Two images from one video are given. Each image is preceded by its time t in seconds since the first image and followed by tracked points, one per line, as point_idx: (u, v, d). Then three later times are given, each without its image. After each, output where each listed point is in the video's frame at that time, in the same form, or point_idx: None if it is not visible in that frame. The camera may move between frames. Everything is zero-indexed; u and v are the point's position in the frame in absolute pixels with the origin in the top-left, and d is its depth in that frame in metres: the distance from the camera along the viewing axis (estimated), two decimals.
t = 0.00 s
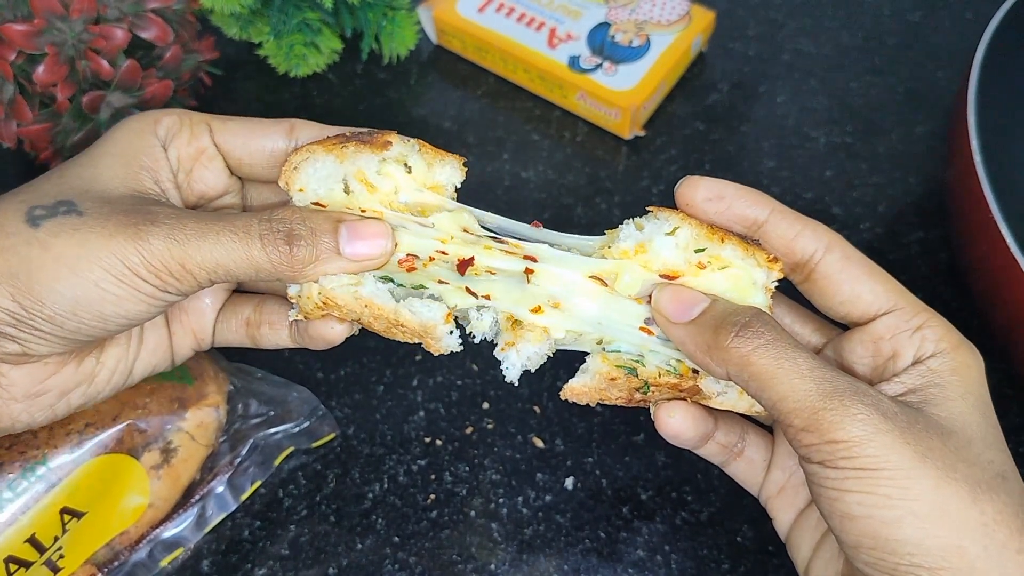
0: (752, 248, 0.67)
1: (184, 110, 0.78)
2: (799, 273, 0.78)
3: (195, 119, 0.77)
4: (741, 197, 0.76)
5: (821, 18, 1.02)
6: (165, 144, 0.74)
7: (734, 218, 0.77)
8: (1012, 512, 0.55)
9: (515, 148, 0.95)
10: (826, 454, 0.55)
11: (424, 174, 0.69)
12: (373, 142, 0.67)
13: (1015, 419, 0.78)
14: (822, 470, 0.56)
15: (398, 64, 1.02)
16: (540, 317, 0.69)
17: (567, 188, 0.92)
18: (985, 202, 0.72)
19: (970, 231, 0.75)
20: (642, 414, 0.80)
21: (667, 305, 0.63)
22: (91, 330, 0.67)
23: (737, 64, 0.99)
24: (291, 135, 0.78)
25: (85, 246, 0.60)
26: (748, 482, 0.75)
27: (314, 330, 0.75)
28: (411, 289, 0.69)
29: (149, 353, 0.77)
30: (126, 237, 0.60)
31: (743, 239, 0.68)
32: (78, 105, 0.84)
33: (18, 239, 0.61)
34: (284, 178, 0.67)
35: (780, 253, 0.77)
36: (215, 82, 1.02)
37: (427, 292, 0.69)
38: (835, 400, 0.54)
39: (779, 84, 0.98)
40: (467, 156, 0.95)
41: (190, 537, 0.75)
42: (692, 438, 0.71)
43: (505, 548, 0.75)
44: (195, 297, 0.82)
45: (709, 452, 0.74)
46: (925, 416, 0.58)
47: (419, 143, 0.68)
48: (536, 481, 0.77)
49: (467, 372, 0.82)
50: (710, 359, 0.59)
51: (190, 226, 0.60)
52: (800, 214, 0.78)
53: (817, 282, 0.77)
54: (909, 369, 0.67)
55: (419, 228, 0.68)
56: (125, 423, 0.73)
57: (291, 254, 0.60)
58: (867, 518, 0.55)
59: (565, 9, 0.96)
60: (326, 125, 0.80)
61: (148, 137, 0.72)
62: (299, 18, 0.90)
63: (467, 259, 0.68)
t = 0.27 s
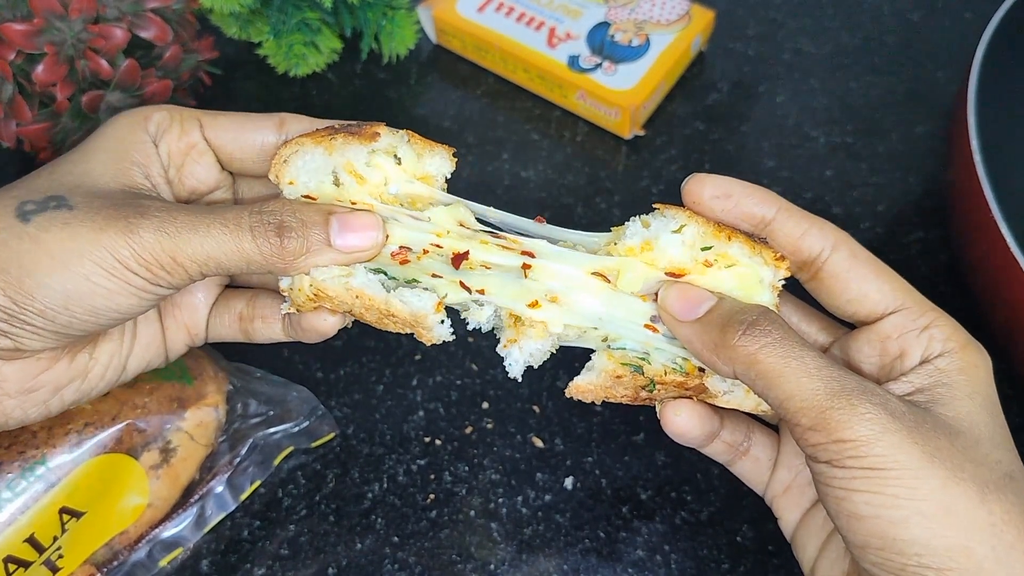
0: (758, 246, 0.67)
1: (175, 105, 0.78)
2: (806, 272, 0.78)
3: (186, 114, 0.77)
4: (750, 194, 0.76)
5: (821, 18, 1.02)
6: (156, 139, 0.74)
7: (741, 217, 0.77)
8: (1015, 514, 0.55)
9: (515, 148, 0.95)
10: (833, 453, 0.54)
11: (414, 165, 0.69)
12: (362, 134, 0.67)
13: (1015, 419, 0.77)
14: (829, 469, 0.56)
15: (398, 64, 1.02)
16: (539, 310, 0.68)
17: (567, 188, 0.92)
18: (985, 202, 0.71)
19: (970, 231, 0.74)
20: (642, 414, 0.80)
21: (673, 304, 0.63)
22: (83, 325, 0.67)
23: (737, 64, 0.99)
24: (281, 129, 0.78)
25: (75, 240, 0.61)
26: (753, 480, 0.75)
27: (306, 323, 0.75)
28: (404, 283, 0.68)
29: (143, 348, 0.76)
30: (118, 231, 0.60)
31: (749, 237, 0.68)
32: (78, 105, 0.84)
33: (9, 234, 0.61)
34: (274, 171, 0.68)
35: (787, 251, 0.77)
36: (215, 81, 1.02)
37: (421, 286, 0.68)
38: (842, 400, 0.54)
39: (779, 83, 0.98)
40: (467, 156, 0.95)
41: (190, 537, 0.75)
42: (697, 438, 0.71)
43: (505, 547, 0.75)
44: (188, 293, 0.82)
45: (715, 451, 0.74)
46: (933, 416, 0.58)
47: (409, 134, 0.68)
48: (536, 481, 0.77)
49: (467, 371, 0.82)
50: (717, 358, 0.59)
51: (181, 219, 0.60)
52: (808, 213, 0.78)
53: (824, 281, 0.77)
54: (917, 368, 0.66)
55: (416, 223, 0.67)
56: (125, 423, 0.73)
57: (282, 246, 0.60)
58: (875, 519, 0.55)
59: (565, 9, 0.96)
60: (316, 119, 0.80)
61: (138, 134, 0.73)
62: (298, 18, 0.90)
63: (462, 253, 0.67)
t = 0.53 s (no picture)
0: (775, 252, 0.67)
1: (173, 108, 0.79)
2: (821, 279, 0.78)
3: (184, 116, 0.77)
4: (766, 201, 0.76)
5: (820, 19, 1.02)
6: (153, 141, 0.74)
7: (757, 223, 0.77)
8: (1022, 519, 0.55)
9: (515, 148, 0.95)
10: (849, 461, 0.54)
11: (410, 167, 0.69)
12: (359, 137, 0.67)
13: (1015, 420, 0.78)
14: (845, 478, 0.56)
15: (398, 64, 1.02)
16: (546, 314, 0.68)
17: (567, 188, 0.92)
18: (985, 203, 0.72)
19: (970, 231, 0.75)
20: (642, 415, 0.80)
21: (689, 309, 0.63)
22: (79, 328, 0.67)
23: (737, 64, 0.99)
24: (279, 131, 0.78)
25: (72, 242, 0.61)
26: (765, 487, 0.75)
27: (303, 325, 0.75)
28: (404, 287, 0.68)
29: (141, 351, 0.77)
30: (114, 233, 0.60)
31: (766, 243, 0.68)
32: (78, 105, 0.84)
33: (7, 236, 0.62)
34: (272, 173, 0.68)
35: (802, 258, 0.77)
36: (215, 82, 1.02)
37: (422, 289, 0.68)
38: (859, 408, 0.54)
39: (779, 84, 0.98)
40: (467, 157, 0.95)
41: (190, 537, 0.75)
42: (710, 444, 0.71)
43: (505, 548, 0.75)
44: (185, 295, 0.82)
45: (729, 457, 0.74)
46: (949, 426, 0.58)
47: (407, 135, 0.68)
48: (536, 481, 0.77)
49: (467, 372, 0.82)
50: (732, 365, 0.59)
51: (178, 222, 0.61)
52: (824, 220, 0.78)
53: (840, 288, 0.77)
54: (933, 377, 0.67)
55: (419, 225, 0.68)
56: (126, 424, 0.73)
57: (280, 249, 0.60)
58: (891, 527, 0.55)
59: (565, 9, 0.96)
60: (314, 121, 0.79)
61: (136, 134, 0.73)
62: (299, 19, 0.90)
63: (464, 256, 0.67)
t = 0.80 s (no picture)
0: (785, 258, 0.66)
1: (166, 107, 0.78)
2: (829, 285, 0.78)
3: (177, 115, 0.76)
4: (775, 206, 0.75)
5: (820, 18, 1.02)
6: (146, 142, 0.74)
7: (765, 228, 0.76)
8: None
9: (515, 148, 0.95)
10: (859, 469, 0.54)
11: (405, 165, 0.69)
12: (351, 137, 0.67)
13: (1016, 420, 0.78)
14: (853, 485, 0.55)
15: (398, 64, 1.02)
16: (544, 317, 0.68)
17: (567, 188, 0.92)
18: (985, 202, 0.72)
19: (970, 231, 0.74)
20: (642, 415, 0.80)
21: (700, 312, 0.63)
22: (72, 328, 0.67)
23: (737, 64, 0.99)
24: (273, 131, 0.77)
25: (64, 243, 0.61)
26: (768, 493, 0.74)
27: (297, 325, 0.75)
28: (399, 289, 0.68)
29: (135, 352, 0.77)
30: (106, 233, 0.61)
31: (776, 249, 0.67)
32: (78, 105, 0.84)
33: None
34: (264, 172, 0.67)
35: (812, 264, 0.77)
36: (215, 81, 1.02)
37: (417, 290, 0.67)
38: (870, 415, 0.53)
39: (779, 84, 0.98)
40: (467, 156, 0.95)
41: (190, 537, 0.75)
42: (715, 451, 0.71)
43: (505, 548, 0.75)
44: (179, 296, 0.82)
45: (734, 462, 0.74)
46: (958, 435, 0.58)
47: (400, 135, 0.68)
48: (536, 481, 0.77)
49: (466, 372, 0.82)
50: (741, 370, 0.59)
51: (170, 222, 0.61)
52: (833, 226, 0.77)
53: (848, 295, 0.76)
54: (941, 386, 0.67)
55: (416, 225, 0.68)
56: (125, 424, 0.73)
57: (272, 249, 0.60)
58: (899, 536, 0.55)
59: (565, 9, 0.96)
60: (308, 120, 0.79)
61: (128, 134, 0.73)
62: (298, 18, 0.90)
63: (462, 258, 0.67)
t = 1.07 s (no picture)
0: (794, 259, 0.66)
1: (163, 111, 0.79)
2: (836, 287, 0.78)
3: (173, 119, 0.77)
4: (782, 207, 0.76)
5: (820, 19, 1.02)
6: (143, 143, 0.74)
7: (772, 229, 0.76)
8: None
9: (515, 148, 0.95)
10: (866, 470, 0.54)
11: (400, 166, 0.69)
12: (345, 137, 0.66)
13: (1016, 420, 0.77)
14: (861, 486, 0.55)
15: (398, 64, 1.02)
16: (541, 317, 0.67)
17: (567, 188, 0.92)
18: (985, 203, 0.72)
19: (969, 231, 0.74)
20: (642, 415, 0.80)
21: (706, 312, 0.63)
22: (67, 329, 0.67)
23: (737, 64, 0.99)
24: (269, 132, 0.78)
25: (60, 245, 0.61)
26: (774, 494, 0.74)
27: (294, 326, 0.74)
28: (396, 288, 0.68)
29: (133, 354, 0.76)
30: (102, 235, 0.61)
31: (784, 249, 0.67)
32: (78, 105, 0.84)
33: None
34: (260, 173, 0.68)
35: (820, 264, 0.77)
36: (215, 82, 1.02)
37: (415, 290, 0.67)
38: (877, 416, 0.54)
39: (779, 84, 0.98)
40: (467, 157, 0.95)
41: (190, 537, 0.75)
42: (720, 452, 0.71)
43: (504, 548, 0.74)
44: (177, 297, 0.81)
45: (739, 464, 0.74)
46: (966, 438, 0.58)
47: (395, 135, 0.68)
48: (536, 481, 0.77)
49: (466, 372, 0.82)
50: (749, 369, 0.59)
51: (166, 223, 0.61)
52: (840, 227, 0.77)
53: (855, 296, 0.76)
54: (947, 388, 0.67)
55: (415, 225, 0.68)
56: (125, 424, 0.73)
57: (268, 250, 0.60)
58: (907, 537, 0.55)
59: (565, 9, 0.96)
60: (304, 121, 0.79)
61: (126, 138, 0.73)
62: (299, 19, 0.90)
63: (460, 258, 0.67)
